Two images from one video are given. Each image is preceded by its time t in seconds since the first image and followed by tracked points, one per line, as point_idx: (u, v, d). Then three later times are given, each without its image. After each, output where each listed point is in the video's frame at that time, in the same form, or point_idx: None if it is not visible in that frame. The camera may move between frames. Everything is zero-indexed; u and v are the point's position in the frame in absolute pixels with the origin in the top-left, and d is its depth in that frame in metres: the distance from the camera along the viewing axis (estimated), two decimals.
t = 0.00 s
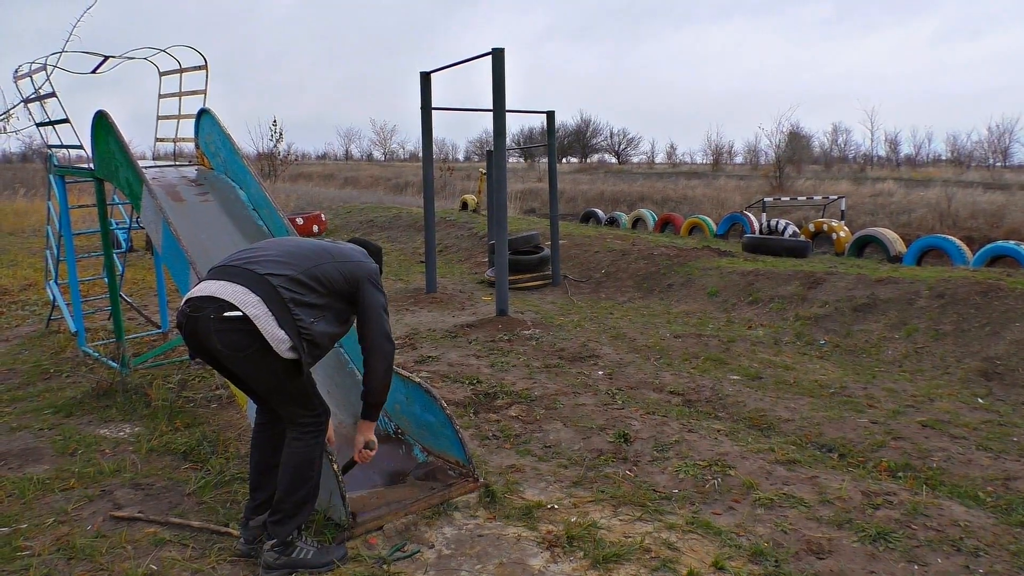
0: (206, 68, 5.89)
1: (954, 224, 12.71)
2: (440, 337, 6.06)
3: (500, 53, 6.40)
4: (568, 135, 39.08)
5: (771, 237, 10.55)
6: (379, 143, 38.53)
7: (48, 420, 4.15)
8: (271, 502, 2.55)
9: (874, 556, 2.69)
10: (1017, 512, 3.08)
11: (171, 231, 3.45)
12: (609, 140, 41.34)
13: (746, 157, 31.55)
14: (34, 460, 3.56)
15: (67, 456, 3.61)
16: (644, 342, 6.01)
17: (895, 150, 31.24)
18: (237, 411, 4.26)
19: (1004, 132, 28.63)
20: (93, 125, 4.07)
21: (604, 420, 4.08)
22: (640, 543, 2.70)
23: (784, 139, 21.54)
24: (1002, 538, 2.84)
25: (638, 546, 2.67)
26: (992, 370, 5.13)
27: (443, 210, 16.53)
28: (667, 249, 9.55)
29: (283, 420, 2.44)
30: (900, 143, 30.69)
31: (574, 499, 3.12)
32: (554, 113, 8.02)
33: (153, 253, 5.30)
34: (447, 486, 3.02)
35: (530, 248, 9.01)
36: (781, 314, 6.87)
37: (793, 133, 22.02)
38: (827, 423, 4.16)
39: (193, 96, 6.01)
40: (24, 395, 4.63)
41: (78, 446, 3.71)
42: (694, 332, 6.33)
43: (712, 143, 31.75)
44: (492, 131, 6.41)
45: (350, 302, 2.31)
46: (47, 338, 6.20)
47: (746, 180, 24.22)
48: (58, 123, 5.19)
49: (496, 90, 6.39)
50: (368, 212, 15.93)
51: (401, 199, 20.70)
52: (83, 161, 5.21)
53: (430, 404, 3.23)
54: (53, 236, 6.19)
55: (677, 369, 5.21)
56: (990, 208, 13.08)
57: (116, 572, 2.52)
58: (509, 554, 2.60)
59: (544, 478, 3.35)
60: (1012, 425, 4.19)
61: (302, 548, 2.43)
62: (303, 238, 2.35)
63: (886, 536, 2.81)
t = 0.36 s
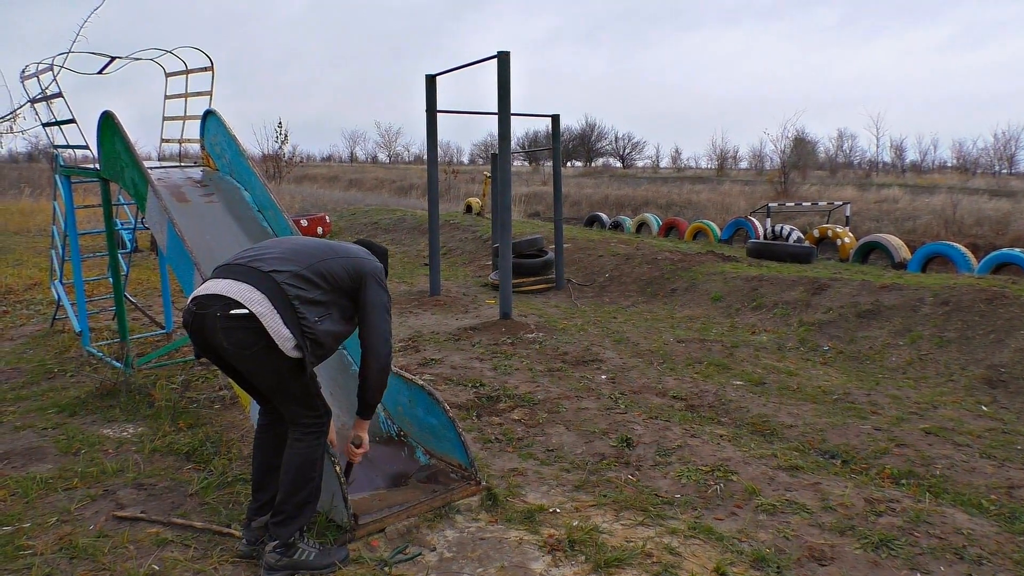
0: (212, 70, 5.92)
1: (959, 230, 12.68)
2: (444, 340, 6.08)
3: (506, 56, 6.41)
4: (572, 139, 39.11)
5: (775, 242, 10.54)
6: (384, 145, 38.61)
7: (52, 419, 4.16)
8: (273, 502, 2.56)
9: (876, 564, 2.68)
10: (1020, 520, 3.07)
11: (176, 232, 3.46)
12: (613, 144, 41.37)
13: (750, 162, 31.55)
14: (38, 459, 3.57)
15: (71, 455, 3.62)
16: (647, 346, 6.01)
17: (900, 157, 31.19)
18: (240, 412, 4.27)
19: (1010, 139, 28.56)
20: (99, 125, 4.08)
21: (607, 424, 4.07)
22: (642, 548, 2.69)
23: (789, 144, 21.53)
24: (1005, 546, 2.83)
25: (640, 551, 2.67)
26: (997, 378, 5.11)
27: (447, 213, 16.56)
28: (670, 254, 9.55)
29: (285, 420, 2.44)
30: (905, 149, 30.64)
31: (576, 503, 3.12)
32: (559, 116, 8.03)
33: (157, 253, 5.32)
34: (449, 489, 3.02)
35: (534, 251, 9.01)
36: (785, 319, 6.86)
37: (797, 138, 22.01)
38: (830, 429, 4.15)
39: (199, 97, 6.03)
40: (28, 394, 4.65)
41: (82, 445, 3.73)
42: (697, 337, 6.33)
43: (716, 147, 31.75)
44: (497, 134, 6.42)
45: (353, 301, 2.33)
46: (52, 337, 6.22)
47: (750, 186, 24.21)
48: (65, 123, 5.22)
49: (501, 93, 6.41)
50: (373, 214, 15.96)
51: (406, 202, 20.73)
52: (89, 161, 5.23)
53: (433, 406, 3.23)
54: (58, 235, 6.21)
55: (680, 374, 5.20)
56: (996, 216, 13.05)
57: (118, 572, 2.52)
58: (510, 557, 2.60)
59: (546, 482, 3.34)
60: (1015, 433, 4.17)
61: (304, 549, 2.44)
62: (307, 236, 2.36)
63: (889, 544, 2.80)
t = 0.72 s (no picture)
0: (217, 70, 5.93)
1: (963, 237, 12.66)
2: (446, 341, 6.08)
3: (511, 58, 6.42)
4: (577, 142, 39.13)
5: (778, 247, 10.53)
6: (389, 146, 38.66)
7: (54, 417, 4.17)
8: (274, 502, 2.56)
9: (878, 570, 2.67)
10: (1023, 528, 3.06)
11: (180, 231, 3.47)
12: (618, 147, 41.38)
13: (754, 167, 31.53)
14: (40, 457, 3.57)
15: (72, 453, 3.63)
16: (649, 350, 6.00)
17: (905, 163, 31.13)
18: (241, 412, 4.27)
19: (1015, 146, 28.48)
20: (105, 124, 4.10)
21: (608, 428, 4.07)
22: (642, 552, 2.69)
23: (794, 149, 21.51)
24: (1007, 554, 2.82)
25: (640, 555, 2.66)
26: (1000, 385, 5.09)
27: (451, 214, 16.58)
28: (674, 258, 9.54)
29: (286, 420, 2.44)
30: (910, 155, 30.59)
31: (576, 506, 3.12)
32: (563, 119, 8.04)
33: (161, 252, 5.33)
34: (450, 490, 3.02)
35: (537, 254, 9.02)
36: (788, 324, 6.85)
37: (802, 143, 21.99)
38: (832, 435, 4.14)
39: (204, 97, 6.05)
40: (30, 392, 4.65)
41: (84, 443, 3.73)
42: (699, 341, 6.32)
43: (721, 152, 31.74)
44: (501, 136, 6.43)
45: (354, 303, 2.31)
46: (55, 335, 6.23)
47: (755, 190, 24.20)
48: (70, 122, 5.24)
49: (505, 95, 6.41)
50: (377, 215, 15.97)
51: (410, 203, 20.74)
52: (93, 160, 5.25)
53: (435, 408, 3.23)
54: (62, 234, 6.23)
55: (682, 378, 5.20)
56: (1001, 223, 13.01)
57: (118, 570, 2.53)
58: (510, 559, 2.59)
59: (547, 485, 3.34)
60: (1018, 441, 4.16)
61: (305, 549, 2.43)
62: (309, 237, 2.36)
63: (890, 550, 2.79)
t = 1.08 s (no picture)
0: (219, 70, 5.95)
1: (965, 241, 12.65)
2: (446, 342, 6.08)
3: (513, 60, 6.43)
4: (579, 144, 39.11)
5: (779, 250, 10.52)
6: (391, 148, 38.67)
7: (54, 417, 4.18)
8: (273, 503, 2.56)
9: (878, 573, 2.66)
10: None
11: (181, 231, 3.47)
12: (620, 149, 41.40)
13: (756, 170, 31.52)
14: (40, 456, 3.58)
15: (73, 453, 3.63)
16: (650, 352, 6.00)
17: (907, 166, 31.12)
18: (242, 412, 4.27)
19: (1018, 149, 28.45)
20: (107, 124, 4.11)
21: (608, 429, 4.07)
22: (642, 554, 2.69)
23: (796, 152, 21.51)
24: (1008, 558, 2.81)
25: (640, 557, 2.66)
26: (1002, 390, 5.09)
27: (452, 216, 16.59)
28: (675, 260, 9.54)
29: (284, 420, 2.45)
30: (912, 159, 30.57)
31: (576, 508, 3.11)
32: (565, 121, 8.05)
33: (162, 252, 5.34)
34: (450, 492, 3.02)
35: (538, 256, 9.02)
36: (789, 327, 6.85)
37: (804, 146, 21.98)
38: (833, 438, 4.14)
39: (206, 98, 6.07)
40: (31, 392, 4.66)
41: (84, 443, 3.74)
42: (700, 344, 6.31)
43: (723, 155, 31.73)
44: (503, 138, 6.43)
45: (350, 305, 2.29)
46: (56, 335, 6.24)
47: (757, 193, 24.18)
48: (72, 121, 5.26)
49: (508, 97, 6.42)
50: (378, 216, 15.97)
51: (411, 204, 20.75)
52: (95, 159, 5.26)
53: (435, 409, 3.23)
54: (64, 233, 6.24)
55: (682, 380, 5.20)
56: (1003, 227, 13.00)
57: (118, 570, 2.53)
58: (510, 561, 2.59)
59: (547, 486, 3.34)
60: (1019, 445, 4.15)
61: (304, 550, 2.43)
62: (309, 239, 2.35)
63: (890, 554, 2.79)
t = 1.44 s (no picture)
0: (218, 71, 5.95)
1: (964, 241, 12.65)
2: (446, 342, 6.08)
3: (512, 60, 6.43)
4: (578, 144, 39.10)
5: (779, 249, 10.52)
6: (390, 148, 38.66)
7: (54, 418, 4.17)
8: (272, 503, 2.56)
9: (878, 573, 2.66)
10: None
11: (180, 231, 3.47)
12: (619, 149, 41.41)
13: (756, 169, 31.52)
14: (39, 457, 3.57)
15: (72, 454, 3.63)
16: (649, 352, 6.00)
17: (906, 166, 31.14)
18: (242, 413, 4.27)
19: (1017, 149, 28.45)
20: (105, 125, 4.10)
21: (608, 429, 4.07)
22: (642, 553, 2.69)
23: (795, 152, 21.52)
24: (1008, 556, 2.82)
25: (640, 556, 2.66)
26: (1001, 389, 5.09)
27: (452, 216, 16.59)
28: (674, 260, 9.55)
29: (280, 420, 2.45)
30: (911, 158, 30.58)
31: (576, 507, 3.11)
32: (565, 121, 8.05)
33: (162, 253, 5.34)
34: (450, 492, 3.02)
35: (537, 256, 9.01)
36: (788, 327, 6.85)
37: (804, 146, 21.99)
38: (832, 437, 4.14)
39: (205, 98, 6.07)
40: (31, 393, 4.65)
41: (84, 444, 3.73)
42: (700, 344, 6.31)
43: (722, 154, 31.74)
44: (502, 138, 6.43)
45: (343, 307, 2.26)
46: (55, 336, 6.24)
47: (756, 193, 24.17)
48: (71, 122, 5.26)
49: (507, 97, 6.42)
50: (377, 217, 15.97)
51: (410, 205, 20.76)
52: (94, 160, 5.26)
53: (434, 409, 3.23)
54: (63, 234, 6.24)
55: (682, 380, 5.20)
56: (1002, 226, 13.00)
57: (118, 571, 2.53)
58: (510, 561, 2.59)
59: (546, 486, 3.34)
60: (1019, 443, 4.15)
61: (304, 550, 2.44)
62: (304, 239, 2.34)
63: (890, 553, 2.79)
